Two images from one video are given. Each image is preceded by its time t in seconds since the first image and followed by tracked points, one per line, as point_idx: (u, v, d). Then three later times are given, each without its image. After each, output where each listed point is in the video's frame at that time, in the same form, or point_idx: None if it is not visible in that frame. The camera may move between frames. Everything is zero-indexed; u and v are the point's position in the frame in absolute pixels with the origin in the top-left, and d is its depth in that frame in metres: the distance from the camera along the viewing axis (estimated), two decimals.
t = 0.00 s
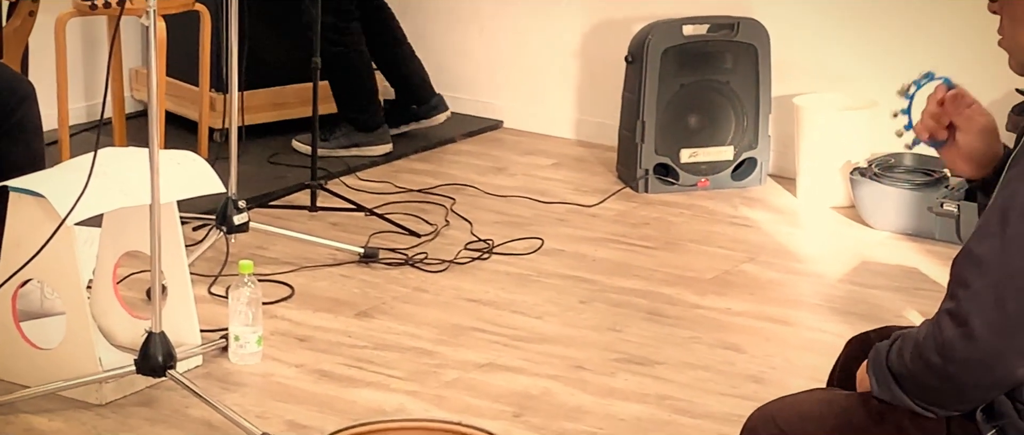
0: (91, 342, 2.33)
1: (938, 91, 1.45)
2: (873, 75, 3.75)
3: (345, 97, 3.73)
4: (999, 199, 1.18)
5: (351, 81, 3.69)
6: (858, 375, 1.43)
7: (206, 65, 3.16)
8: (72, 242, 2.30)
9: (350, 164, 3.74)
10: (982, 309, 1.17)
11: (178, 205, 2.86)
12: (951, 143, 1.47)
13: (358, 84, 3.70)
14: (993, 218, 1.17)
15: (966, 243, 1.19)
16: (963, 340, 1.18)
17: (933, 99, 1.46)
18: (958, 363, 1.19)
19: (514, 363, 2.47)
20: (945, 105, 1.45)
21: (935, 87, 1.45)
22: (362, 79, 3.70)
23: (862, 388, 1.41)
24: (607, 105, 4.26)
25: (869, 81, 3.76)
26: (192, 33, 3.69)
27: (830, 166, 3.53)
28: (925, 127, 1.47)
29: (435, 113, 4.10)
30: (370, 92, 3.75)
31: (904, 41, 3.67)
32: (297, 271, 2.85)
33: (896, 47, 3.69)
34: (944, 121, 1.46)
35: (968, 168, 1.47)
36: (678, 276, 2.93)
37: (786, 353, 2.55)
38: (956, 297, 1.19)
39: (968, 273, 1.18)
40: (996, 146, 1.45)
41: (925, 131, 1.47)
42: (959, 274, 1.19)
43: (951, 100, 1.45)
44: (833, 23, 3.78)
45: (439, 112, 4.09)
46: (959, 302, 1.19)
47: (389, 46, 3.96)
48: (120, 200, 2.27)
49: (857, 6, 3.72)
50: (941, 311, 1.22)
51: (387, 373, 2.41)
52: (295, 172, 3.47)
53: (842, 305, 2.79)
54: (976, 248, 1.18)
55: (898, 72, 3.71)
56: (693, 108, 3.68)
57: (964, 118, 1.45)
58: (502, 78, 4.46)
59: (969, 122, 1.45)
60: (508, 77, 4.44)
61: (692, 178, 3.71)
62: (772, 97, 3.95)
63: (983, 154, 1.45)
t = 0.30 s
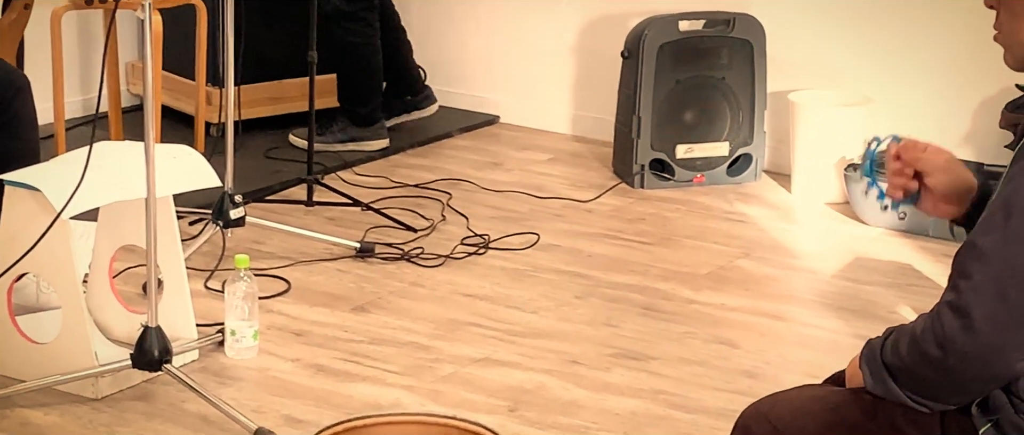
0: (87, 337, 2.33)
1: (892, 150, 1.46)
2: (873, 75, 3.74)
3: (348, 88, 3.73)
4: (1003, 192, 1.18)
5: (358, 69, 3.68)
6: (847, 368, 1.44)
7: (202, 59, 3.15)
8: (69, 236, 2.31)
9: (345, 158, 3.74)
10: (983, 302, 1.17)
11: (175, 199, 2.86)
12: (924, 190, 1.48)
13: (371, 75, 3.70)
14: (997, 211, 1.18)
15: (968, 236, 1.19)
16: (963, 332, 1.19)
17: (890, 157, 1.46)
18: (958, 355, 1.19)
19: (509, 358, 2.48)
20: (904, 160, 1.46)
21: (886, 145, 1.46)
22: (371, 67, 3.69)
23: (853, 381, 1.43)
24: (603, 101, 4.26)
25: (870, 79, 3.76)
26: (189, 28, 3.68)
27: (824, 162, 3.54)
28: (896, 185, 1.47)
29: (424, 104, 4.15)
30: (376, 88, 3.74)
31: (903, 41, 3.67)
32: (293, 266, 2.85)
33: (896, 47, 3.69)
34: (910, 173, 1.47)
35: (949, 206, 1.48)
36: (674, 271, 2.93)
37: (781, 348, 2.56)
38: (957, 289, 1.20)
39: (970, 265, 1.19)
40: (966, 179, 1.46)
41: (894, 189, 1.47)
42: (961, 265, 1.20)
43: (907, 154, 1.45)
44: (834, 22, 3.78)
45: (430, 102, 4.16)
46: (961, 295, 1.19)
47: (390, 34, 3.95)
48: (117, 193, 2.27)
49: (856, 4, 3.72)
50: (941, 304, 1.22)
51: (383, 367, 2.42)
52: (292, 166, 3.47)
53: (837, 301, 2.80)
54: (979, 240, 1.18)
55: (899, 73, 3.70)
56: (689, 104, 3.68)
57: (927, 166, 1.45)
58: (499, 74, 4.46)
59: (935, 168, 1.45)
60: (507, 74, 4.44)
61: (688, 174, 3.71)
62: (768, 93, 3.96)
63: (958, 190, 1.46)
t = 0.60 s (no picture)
0: (84, 333, 2.33)
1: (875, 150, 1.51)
2: (874, 75, 3.74)
3: (346, 89, 3.69)
4: (1002, 184, 1.19)
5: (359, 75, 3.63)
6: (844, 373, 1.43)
7: (199, 54, 3.15)
8: (63, 231, 2.30)
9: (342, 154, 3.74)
10: (981, 294, 1.18)
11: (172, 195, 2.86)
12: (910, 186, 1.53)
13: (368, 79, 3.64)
14: (995, 204, 1.18)
15: (966, 229, 1.20)
16: (959, 324, 1.19)
17: (874, 159, 1.52)
18: (955, 348, 1.20)
19: (506, 354, 2.48)
20: (886, 160, 1.51)
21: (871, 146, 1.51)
22: (370, 71, 3.64)
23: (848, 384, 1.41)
24: (601, 97, 4.26)
25: (872, 78, 3.75)
26: (185, 23, 3.68)
27: (821, 159, 3.54)
28: (881, 186, 1.53)
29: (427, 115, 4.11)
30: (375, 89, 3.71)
31: (904, 40, 3.67)
32: (290, 261, 2.85)
33: (896, 47, 3.68)
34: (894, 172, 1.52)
35: (936, 204, 1.52)
36: (671, 267, 2.94)
37: (777, 344, 2.56)
38: (955, 281, 1.20)
39: (968, 257, 1.19)
40: (950, 174, 1.50)
41: (881, 190, 1.53)
42: (959, 257, 1.20)
43: (890, 154, 1.50)
44: (835, 23, 3.77)
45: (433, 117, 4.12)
46: (959, 287, 1.19)
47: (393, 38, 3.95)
48: (114, 188, 2.27)
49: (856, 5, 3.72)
50: (937, 298, 1.23)
51: (380, 363, 2.42)
52: (289, 162, 3.47)
53: (833, 297, 2.80)
54: (977, 233, 1.18)
55: (901, 72, 3.69)
56: (685, 100, 3.68)
57: (909, 162, 1.50)
58: (496, 71, 4.46)
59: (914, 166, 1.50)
60: (506, 72, 4.44)
61: (685, 170, 3.71)
62: (765, 90, 3.95)
63: (943, 184, 1.50)
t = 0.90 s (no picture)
0: (79, 329, 2.32)
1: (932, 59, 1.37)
2: (873, 71, 3.73)
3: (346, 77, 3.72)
4: (982, 183, 1.19)
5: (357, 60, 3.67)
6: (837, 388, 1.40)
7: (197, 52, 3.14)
8: (59, 228, 2.29)
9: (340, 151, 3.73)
10: (964, 292, 1.18)
11: (168, 192, 2.85)
12: (932, 113, 1.40)
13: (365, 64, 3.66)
14: (976, 202, 1.18)
15: (948, 229, 1.20)
16: (945, 324, 1.19)
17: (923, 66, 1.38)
18: (941, 348, 1.20)
19: (503, 351, 2.46)
20: (933, 75, 1.38)
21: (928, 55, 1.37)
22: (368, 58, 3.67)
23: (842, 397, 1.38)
24: (600, 94, 4.25)
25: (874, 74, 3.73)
26: (183, 20, 3.68)
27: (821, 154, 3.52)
28: (910, 94, 1.40)
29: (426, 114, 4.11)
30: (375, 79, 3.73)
31: (902, 35, 3.66)
32: (286, 258, 2.84)
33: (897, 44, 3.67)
34: (929, 91, 1.39)
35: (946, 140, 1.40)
36: (669, 263, 2.92)
37: (777, 340, 2.54)
38: (939, 280, 1.20)
39: (951, 256, 1.19)
40: (977, 124, 1.38)
41: (908, 97, 1.40)
42: (942, 257, 1.21)
43: (939, 70, 1.37)
44: (835, 21, 3.76)
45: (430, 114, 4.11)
46: (942, 286, 1.20)
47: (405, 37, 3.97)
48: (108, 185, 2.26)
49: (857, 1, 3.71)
50: (921, 299, 1.23)
51: (376, 359, 2.40)
52: (286, 159, 3.46)
53: (833, 292, 2.78)
54: (959, 232, 1.18)
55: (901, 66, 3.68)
56: (684, 97, 3.67)
57: (950, 89, 1.37)
58: (496, 68, 4.45)
59: (952, 96, 1.37)
60: (506, 71, 4.43)
61: (684, 167, 3.69)
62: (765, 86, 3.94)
63: (964, 129, 1.38)
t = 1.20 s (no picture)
0: (76, 326, 2.33)
1: (912, 85, 1.41)
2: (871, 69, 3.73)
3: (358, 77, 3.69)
4: (974, 183, 1.19)
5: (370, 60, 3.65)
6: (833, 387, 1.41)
7: (195, 49, 3.15)
8: (57, 224, 2.30)
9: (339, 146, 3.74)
10: (957, 293, 1.18)
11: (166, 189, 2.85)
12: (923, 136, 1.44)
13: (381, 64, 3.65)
14: (968, 203, 1.18)
15: (941, 230, 1.20)
16: (938, 325, 1.20)
17: (906, 92, 1.43)
18: (935, 349, 1.21)
19: (499, 348, 2.47)
20: (916, 100, 1.42)
21: (909, 80, 1.42)
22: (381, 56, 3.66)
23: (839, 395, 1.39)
24: (598, 91, 4.25)
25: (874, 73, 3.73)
26: (181, 17, 3.68)
27: (818, 152, 3.53)
28: (898, 122, 1.44)
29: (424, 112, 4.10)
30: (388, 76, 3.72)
31: (903, 35, 3.66)
32: (283, 256, 2.84)
33: (894, 42, 3.67)
34: (916, 115, 1.43)
35: (938, 161, 1.45)
36: (666, 261, 2.92)
37: (773, 338, 2.55)
38: (932, 281, 1.21)
39: (944, 257, 1.20)
40: (966, 142, 1.42)
41: (896, 125, 1.44)
42: (936, 258, 1.21)
43: (923, 93, 1.41)
44: (835, 19, 3.75)
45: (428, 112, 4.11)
46: (935, 287, 1.20)
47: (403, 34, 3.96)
48: (106, 182, 2.26)
49: None
50: (915, 300, 1.24)
51: (372, 356, 2.41)
52: (283, 157, 3.47)
53: (829, 290, 2.79)
54: (952, 233, 1.19)
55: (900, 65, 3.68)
56: (682, 94, 3.67)
57: (934, 111, 1.41)
58: (494, 66, 4.45)
59: (940, 117, 1.41)
60: (504, 69, 4.43)
61: (681, 164, 3.70)
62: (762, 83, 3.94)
63: (954, 149, 1.42)
